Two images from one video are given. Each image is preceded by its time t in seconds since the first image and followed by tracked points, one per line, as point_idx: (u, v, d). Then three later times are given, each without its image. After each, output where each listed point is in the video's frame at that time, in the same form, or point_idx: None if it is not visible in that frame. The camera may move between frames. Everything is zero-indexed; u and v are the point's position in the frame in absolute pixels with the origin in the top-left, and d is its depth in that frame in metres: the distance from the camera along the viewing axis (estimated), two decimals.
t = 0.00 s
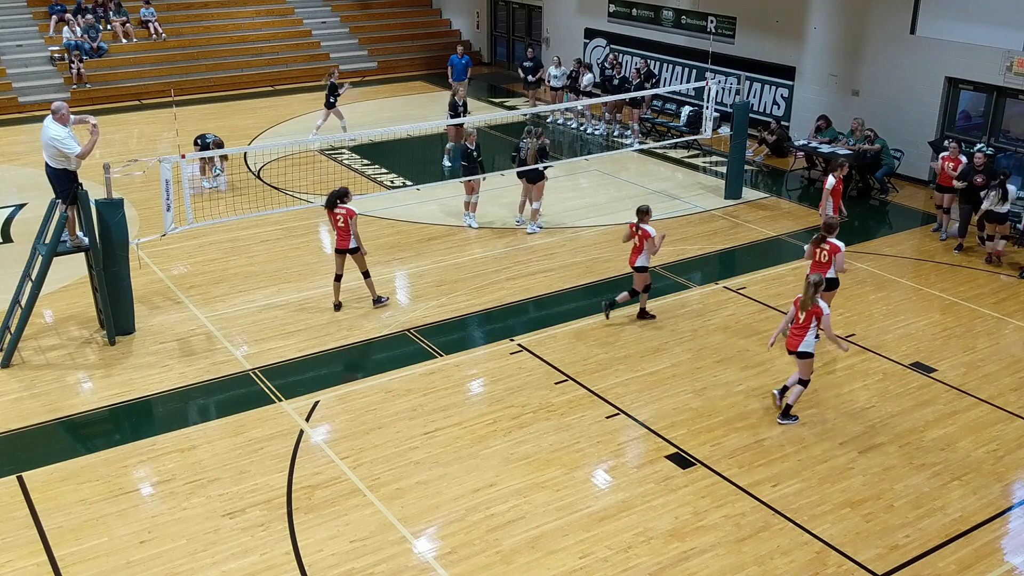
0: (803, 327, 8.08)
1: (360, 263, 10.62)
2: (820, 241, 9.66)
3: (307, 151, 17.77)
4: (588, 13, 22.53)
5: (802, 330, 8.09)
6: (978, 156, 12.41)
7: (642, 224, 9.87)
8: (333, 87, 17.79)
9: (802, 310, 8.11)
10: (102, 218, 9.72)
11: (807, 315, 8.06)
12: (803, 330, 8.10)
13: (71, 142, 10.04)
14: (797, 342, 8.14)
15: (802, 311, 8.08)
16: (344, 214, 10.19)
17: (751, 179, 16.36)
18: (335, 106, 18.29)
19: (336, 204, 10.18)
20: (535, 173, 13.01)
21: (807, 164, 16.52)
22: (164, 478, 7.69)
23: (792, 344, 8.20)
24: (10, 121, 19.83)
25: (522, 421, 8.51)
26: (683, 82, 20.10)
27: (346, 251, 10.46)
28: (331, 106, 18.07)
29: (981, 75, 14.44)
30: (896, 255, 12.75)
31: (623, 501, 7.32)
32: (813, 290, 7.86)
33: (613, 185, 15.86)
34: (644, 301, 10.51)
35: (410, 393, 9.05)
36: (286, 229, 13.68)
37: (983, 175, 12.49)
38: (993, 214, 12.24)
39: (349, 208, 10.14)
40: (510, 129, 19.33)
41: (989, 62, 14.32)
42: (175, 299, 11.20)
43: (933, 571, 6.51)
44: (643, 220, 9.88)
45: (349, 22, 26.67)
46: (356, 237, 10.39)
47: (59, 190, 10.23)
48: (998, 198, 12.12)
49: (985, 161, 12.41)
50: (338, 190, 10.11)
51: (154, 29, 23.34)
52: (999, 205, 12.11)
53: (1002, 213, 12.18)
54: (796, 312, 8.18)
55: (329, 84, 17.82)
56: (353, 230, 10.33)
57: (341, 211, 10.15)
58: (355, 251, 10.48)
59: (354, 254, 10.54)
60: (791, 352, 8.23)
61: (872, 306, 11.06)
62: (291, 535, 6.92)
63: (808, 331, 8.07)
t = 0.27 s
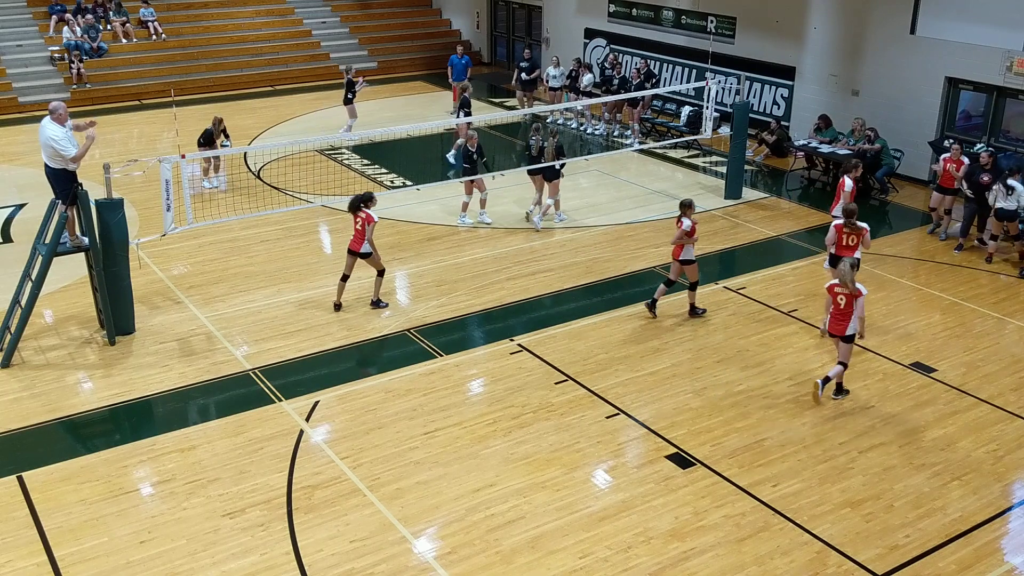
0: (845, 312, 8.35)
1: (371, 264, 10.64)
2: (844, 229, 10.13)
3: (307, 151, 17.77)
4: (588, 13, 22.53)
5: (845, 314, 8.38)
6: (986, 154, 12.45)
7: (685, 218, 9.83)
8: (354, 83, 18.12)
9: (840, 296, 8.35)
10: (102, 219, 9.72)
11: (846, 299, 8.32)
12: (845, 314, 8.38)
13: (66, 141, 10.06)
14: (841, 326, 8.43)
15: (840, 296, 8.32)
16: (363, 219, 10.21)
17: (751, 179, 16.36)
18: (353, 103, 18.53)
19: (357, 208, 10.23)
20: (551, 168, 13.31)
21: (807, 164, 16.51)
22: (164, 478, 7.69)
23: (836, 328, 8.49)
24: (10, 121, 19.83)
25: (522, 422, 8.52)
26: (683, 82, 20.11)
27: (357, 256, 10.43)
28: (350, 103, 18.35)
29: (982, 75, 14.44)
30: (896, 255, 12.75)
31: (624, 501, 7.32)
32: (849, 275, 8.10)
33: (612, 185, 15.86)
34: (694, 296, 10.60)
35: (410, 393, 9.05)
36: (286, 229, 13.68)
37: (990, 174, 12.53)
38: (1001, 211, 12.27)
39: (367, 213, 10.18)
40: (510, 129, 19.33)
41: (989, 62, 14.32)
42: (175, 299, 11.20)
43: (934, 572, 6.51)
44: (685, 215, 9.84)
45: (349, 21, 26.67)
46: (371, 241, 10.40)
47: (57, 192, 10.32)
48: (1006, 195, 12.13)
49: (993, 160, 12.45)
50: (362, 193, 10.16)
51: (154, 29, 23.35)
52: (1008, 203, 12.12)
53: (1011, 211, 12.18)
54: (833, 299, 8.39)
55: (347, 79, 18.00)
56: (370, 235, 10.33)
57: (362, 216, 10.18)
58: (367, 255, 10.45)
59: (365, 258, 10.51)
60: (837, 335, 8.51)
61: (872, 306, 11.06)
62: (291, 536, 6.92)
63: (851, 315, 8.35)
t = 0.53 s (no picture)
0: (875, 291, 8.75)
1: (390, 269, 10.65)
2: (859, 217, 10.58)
3: (308, 151, 17.77)
4: (588, 13, 22.53)
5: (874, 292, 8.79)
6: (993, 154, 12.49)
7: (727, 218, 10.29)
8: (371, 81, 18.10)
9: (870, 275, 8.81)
10: (103, 219, 9.72)
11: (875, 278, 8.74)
12: (875, 295, 8.78)
13: (65, 140, 10.07)
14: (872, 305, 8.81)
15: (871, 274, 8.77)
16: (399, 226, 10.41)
17: (750, 179, 16.36)
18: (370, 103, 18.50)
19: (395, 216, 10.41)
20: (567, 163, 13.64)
21: (807, 164, 16.50)
22: (164, 478, 7.69)
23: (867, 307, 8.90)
24: (10, 121, 19.83)
25: (522, 421, 8.52)
26: (683, 82, 20.11)
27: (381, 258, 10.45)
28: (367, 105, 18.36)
29: (982, 75, 14.44)
30: (896, 255, 12.75)
31: (624, 502, 7.32)
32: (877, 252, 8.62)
33: (613, 185, 15.86)
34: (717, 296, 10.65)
35: (410, 393, 9.05)
36: (286, 229, 13.68)
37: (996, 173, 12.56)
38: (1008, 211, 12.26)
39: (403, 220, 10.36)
40: (510, 129, 19.33)
41: (989, 62, 14.32)
42: (175, 299, 11.20)
43: (934, 572, 6.51)
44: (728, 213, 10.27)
45: (349, 21, 26.66)
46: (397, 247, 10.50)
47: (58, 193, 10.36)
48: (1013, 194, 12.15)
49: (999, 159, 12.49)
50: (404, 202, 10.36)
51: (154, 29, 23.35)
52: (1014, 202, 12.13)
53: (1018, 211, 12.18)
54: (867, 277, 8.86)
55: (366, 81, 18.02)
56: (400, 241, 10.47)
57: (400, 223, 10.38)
58: (387, 259, 10.47)
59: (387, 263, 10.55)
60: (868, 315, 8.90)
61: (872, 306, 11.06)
62: (291, 536, 6.92)
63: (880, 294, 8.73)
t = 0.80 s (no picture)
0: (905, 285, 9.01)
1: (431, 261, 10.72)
2: (874, 213, 10.69)
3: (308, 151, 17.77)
4: (588, 13, 22.53)
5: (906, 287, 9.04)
6: (995, 152, 12.49)
7: (762, 214, 10.42)
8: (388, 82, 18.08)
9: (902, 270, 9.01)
10: (102, 218, 9.71)
11: (906, 273, 8.97)
12: (905, 287, 9.06)
13: (61, 136, 10.04)
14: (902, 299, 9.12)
15: (902, 270, 8.97)
16: (442, 215, 10.50)
17: (751, 179, 16.36)
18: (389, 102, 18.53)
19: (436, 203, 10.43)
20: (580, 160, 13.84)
21: (807, 164, 16.50)
22: (164, 478, 7.69)
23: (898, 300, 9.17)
24: (10, 121, 19.83)
25: (522, 421, 8.52)
26: (683, 82, 20.11)
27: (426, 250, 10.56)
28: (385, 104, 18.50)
29: (982, 75, 14.45)
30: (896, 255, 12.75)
31: (623, 502, 7.32)
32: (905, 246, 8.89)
33: (613, 185, 15.86)
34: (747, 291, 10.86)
35: (410, 393, 9.05)
36: (286, 229, 13.68)
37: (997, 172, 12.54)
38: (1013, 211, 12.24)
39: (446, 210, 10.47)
40: (511, 129, 19.33)
41: (989, 62, 14.32)
42: (175, 299, 11.20)
43: (934, 571, 6.51)
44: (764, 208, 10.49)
45: (349, 21, 26.67)
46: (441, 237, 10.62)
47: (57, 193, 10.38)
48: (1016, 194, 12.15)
49: (1002, 158, 12.50)
50: (442, 190, 10.37)
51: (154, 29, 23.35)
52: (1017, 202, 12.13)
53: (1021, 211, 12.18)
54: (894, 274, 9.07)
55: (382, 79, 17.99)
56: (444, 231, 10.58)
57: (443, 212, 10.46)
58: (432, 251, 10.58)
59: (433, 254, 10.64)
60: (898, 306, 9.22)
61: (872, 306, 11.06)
62: (291, 536, 6.92)
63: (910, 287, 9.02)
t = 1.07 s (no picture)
0: (927, 272, 9.55)
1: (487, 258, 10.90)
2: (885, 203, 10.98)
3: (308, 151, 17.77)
4: (588, 13, 22.53)
5: (925, 274, 9.58)
6: (993, 152, 12.52)
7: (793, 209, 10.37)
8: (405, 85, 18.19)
9: (919, 258, 9.57)
10: (102, 218, 9.71)
11: (925, 261, 9.53)
12: (924, 274, 9.60)
13: (60, 134, 10.12)
14: (923, 285, 9.66)
15: (920, 257, 9.53)
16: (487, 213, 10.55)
17: (751, 179, 16.36)
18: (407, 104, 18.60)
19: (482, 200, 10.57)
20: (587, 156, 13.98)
21: (807, 164, 16.51)
22: (164, 478, 7.69)
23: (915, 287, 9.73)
24: (10, 121, 19.83)
25: (522, 421, 8.52)
26: (683, 82, 20.11)
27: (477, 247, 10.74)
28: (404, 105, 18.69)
29: (982, 75, 14.45)
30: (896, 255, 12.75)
31: (623, 502, 7.32)
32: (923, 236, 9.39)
33: (613, 185, 15.86)
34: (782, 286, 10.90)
35: (409, 393, 9.05)
36: (287, 229, 13.68)
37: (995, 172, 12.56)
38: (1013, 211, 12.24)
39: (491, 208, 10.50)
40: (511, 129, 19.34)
41: (989, 62, 14.32)
42: (175, 299, 11.20)
43: (934, 571, 6.51)
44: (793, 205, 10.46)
45: (349, 21, 26.67)
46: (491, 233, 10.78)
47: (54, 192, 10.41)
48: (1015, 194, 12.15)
49: (1000, 158, 12.51)
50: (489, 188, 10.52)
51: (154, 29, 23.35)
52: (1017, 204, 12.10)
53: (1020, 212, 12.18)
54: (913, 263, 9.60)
55: (400, 80, 18.14)
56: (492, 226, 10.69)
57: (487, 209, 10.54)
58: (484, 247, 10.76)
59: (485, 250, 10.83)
60: (917, 292, 9.74)
61: (872, 306, 11.06)
62: (291, 536, 6.92)
63: (931, 273, 9.59)
